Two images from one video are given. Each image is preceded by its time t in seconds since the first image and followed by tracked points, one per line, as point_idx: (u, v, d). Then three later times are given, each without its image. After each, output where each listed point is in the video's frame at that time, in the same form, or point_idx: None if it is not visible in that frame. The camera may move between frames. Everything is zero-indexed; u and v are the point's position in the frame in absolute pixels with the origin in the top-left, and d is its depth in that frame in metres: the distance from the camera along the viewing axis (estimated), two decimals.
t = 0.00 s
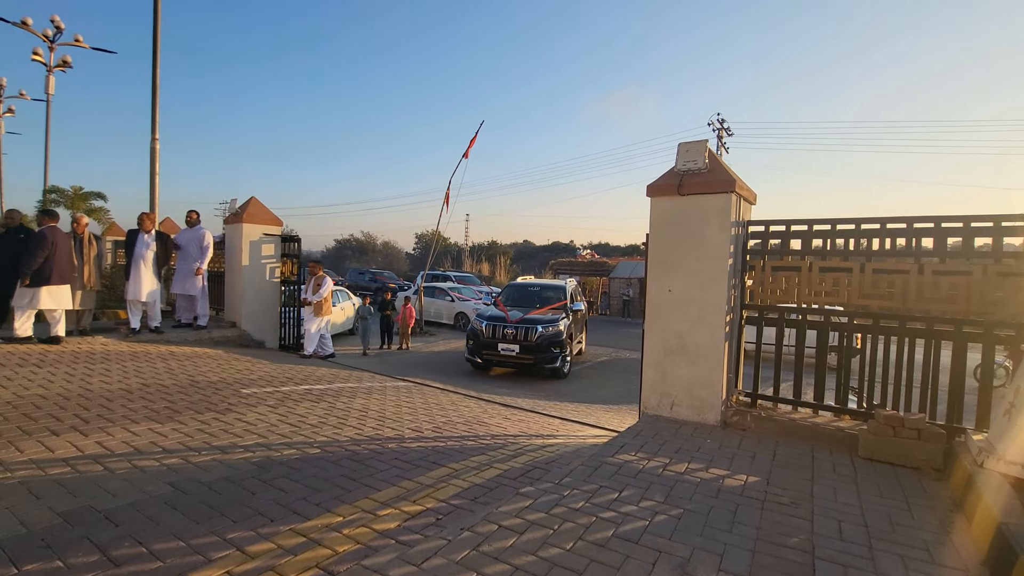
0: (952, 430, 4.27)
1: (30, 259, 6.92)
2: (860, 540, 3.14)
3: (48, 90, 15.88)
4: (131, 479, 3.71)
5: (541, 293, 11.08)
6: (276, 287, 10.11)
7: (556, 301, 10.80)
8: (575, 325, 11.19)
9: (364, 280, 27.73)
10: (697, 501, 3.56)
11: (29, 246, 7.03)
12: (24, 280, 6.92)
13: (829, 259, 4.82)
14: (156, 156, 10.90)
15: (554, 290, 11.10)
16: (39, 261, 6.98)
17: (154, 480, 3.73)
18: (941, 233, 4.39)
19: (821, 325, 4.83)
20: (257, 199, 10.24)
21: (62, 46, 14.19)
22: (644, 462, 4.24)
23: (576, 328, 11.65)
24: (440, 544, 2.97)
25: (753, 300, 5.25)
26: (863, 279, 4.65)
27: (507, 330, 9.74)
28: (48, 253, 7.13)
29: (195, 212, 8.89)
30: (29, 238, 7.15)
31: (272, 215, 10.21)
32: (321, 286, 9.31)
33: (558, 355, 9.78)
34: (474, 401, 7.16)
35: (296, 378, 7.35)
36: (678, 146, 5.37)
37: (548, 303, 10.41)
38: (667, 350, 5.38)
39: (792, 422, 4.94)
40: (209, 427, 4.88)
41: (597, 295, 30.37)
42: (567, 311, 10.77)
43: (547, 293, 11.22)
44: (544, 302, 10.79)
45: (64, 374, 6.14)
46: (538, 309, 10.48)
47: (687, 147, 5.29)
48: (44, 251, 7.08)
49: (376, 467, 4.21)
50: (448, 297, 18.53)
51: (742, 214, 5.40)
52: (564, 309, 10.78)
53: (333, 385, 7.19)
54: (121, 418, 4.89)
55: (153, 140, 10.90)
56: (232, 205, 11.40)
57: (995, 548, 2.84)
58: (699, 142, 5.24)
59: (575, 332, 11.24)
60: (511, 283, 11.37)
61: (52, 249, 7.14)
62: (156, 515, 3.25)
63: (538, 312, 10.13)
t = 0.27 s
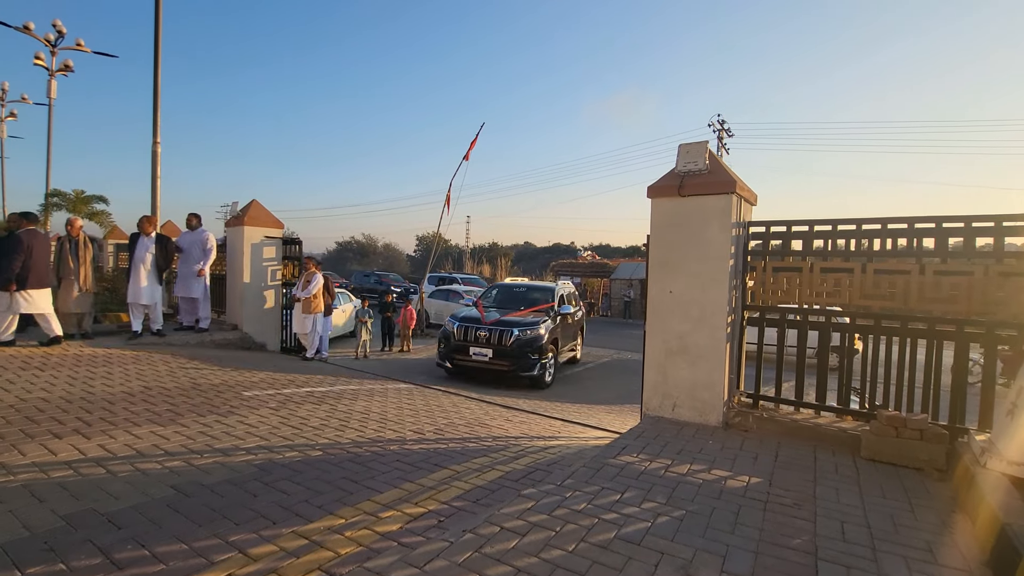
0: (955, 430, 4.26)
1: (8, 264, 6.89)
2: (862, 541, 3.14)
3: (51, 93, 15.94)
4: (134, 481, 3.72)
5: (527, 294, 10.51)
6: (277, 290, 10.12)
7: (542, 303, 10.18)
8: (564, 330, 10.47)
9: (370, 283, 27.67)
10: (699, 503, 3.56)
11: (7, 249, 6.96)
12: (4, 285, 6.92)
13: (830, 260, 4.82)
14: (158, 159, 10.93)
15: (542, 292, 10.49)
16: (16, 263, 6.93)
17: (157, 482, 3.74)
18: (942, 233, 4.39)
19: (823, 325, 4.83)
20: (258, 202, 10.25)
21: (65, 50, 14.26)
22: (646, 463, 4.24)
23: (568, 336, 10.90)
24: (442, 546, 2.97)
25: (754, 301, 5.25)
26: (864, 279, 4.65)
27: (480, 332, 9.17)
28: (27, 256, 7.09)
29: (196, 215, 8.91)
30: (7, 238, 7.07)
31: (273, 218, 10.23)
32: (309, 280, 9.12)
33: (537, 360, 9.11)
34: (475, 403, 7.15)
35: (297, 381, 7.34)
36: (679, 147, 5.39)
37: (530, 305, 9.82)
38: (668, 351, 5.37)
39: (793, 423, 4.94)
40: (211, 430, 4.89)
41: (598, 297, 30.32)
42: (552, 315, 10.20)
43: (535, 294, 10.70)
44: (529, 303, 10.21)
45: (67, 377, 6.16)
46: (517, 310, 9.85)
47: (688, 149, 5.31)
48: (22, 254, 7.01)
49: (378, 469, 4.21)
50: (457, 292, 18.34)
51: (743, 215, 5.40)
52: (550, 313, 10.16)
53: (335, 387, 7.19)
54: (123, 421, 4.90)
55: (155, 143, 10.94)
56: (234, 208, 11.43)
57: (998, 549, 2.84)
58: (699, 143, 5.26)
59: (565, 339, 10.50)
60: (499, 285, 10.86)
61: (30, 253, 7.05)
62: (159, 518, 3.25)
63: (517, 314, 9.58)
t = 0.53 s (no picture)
0: (956, 431, 4.26)
1: None
2: (863, 542, 3.14)
3: (52, 98, 15.98)
4: (135, 485, 3.72)
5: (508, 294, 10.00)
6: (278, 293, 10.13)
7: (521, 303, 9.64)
8: (546, 333, 9.87)
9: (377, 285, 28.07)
10: (700, 504, 3.56)
11: None
12: None
13: (830, 261, 4.82)
14: (159, 162, 10.95)
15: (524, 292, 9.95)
16: None
17: (158, 486, 3.75)
18: (942, 234, 4.39)
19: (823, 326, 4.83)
20: (259, 205, 10.26)
21: (66, 55, 14.31)
22: (647, 465, 4.24)
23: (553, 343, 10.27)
24: (443, 549, 2.97)
25: (754, 302, 5.24)
26: (864, 280, 4.64)
27: (444, 330, 8.79)
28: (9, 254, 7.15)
29: (197, 218, 8.93)
30: None
31: (274, 221, 10.24)
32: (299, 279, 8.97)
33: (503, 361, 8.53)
34: (476, 405, 7.16)
35: (297, 384, 7.34)
36: (678, 149, 5.40)
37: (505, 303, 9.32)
38: (668, 352, 5.38)
39: (794, 425, 4.94)
40: (212, 433, 4.89)
41: (599, 299, 30.30)
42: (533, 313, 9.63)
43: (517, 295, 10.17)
44: (507, 303, 9.65)
45: (68, 381, 6.17)
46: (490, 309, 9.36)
47: (687, 150, 5.33)
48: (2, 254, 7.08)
49: (379, 471, 4.21)
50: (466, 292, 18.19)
51: (743, 216, 5.40)
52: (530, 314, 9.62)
53: (336, 389, 7.19)
54: (125, 424, 4.91)
55: (156, 147, 10.96)
56: (234, 211, 11.46)
57: (999, 550, 2.83)
58: (698, 145, 5.27)
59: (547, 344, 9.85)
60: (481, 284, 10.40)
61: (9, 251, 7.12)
62: (160, 521, 3.26)
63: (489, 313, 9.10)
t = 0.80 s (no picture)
0: (957, 432, 4.26)
1: None
2: (864, 543, 3.13)
3: (52, 101, 16.00)
4: (136, 487, 3.72)
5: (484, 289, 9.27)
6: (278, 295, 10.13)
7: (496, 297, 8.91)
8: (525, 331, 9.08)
9: (384, 287, 28.78)
10: (700, 505, 3.56)
11: None
12: None
13: (830, 262, 4.83)
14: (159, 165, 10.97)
15: (501, 286, 9.21)
16: None
17: (159, 488, 3.75)
18: (942, 234, 4.39)
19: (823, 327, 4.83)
20: (259, 207, 10.27)
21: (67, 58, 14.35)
22: (647, 466, 4.24)
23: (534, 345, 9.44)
24: (443, 550, 2.97)
25: (754, 304, 5.24)
26: (864, 281, 4.65)
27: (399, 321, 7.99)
28: None
29: (197, 221, 8.93)
30: None
31: (274, 223, 10.25)
32: (287, 278, 9.01)
33: (463, 357, 7.60)
34: (476, 407, 7.16)
35: (297, 386, 7.34)
36: (678, 151, 5.41)
37: (474, 294, 8.63)
38: (669, 354, 5.38)
39: (794, 426, 4.94)
40: (213, 435, 4.89)
41: (599, 300, 30.26)
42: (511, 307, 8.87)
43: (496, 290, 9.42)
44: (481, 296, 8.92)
45: (68, 384, 6.17)
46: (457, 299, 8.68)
47: (687, 152, 5.34)
48: None
49: (379, 473, 4.21)
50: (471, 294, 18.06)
51: (742, 217, 5.41)
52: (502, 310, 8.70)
53: (336, 392, 7.19)
54: (125, 427, 4.91)
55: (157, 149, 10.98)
56: (235, 213, 11.47)
57: (1000, 551, 2.83)
58: (698, 146, 5.28)
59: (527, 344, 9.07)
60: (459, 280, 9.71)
61: None
62: (161, 523, 3.26)
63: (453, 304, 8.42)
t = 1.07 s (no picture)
0: (958, 433, 4.26)
1: None
2: (865, 545, 3.13)
3: (54, 104, 16.05)
4: (136, 490, 3.72)
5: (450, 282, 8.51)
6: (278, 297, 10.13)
7: (457, 288, 8.23)
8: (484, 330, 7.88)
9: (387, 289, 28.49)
10: (701, 508, 3.56)
11: None
12: None
13: (830, 263, 4.83)
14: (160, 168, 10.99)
15: (469, 278, 8.53)
16: None
17: (160, 491, 3.75)
18: (942, 236, 4.40)
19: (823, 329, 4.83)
20: (259, 209, 10.28)
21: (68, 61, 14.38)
22: (648, 468, 4.24)
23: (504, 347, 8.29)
24: (443, 553, 2.97)
25: (755, 305, 5.24)
26: (864, 282, 4.65)
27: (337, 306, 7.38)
28: None
29: (197, 224, 8.94)
30: None
31: (274, 225, 10.25)
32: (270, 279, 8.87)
33: (401, 348, 6.81)
34: (476, 409, 7.15)
35: (296, 388, 7.33)
36: (677, 152, 5.41)
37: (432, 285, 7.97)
38: (669, 355, 5.38)
39: (795, 427, 4.93)
40: (213, 438, 4.89)
41: (599, 302, 30.23)
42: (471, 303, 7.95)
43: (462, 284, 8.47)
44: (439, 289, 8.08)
45: (69, 386, 6.17)
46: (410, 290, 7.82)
47: (687, 154, 5.34)
48: None
49: (380, 476, 4.21)
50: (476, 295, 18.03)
51: (742, 219, 5.41)
52: (464, 301, 7.76)
53: (336, 394, 7.18)
54: (126, 429, 4.91)
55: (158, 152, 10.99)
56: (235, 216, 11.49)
57: (1002, 553, 2.82)
58: (698, 148, 5.28)
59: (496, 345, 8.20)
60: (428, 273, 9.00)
61: None
62: (162, 526, 3.26)
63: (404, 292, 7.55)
